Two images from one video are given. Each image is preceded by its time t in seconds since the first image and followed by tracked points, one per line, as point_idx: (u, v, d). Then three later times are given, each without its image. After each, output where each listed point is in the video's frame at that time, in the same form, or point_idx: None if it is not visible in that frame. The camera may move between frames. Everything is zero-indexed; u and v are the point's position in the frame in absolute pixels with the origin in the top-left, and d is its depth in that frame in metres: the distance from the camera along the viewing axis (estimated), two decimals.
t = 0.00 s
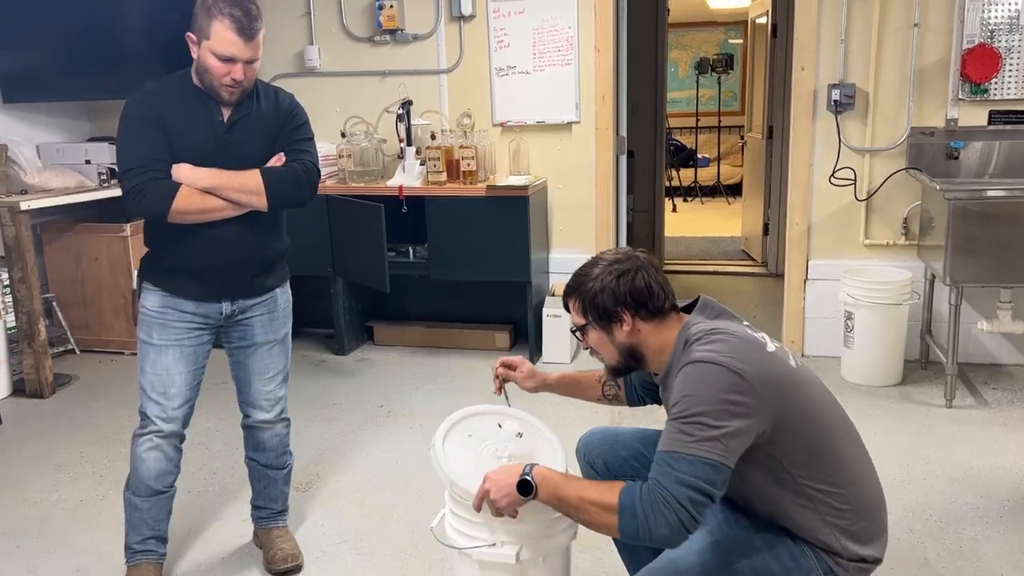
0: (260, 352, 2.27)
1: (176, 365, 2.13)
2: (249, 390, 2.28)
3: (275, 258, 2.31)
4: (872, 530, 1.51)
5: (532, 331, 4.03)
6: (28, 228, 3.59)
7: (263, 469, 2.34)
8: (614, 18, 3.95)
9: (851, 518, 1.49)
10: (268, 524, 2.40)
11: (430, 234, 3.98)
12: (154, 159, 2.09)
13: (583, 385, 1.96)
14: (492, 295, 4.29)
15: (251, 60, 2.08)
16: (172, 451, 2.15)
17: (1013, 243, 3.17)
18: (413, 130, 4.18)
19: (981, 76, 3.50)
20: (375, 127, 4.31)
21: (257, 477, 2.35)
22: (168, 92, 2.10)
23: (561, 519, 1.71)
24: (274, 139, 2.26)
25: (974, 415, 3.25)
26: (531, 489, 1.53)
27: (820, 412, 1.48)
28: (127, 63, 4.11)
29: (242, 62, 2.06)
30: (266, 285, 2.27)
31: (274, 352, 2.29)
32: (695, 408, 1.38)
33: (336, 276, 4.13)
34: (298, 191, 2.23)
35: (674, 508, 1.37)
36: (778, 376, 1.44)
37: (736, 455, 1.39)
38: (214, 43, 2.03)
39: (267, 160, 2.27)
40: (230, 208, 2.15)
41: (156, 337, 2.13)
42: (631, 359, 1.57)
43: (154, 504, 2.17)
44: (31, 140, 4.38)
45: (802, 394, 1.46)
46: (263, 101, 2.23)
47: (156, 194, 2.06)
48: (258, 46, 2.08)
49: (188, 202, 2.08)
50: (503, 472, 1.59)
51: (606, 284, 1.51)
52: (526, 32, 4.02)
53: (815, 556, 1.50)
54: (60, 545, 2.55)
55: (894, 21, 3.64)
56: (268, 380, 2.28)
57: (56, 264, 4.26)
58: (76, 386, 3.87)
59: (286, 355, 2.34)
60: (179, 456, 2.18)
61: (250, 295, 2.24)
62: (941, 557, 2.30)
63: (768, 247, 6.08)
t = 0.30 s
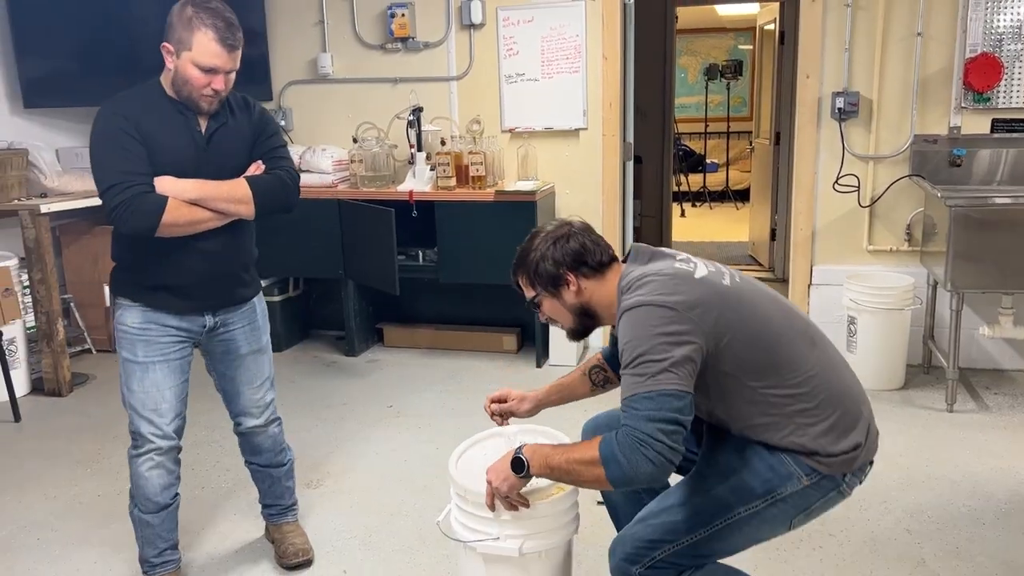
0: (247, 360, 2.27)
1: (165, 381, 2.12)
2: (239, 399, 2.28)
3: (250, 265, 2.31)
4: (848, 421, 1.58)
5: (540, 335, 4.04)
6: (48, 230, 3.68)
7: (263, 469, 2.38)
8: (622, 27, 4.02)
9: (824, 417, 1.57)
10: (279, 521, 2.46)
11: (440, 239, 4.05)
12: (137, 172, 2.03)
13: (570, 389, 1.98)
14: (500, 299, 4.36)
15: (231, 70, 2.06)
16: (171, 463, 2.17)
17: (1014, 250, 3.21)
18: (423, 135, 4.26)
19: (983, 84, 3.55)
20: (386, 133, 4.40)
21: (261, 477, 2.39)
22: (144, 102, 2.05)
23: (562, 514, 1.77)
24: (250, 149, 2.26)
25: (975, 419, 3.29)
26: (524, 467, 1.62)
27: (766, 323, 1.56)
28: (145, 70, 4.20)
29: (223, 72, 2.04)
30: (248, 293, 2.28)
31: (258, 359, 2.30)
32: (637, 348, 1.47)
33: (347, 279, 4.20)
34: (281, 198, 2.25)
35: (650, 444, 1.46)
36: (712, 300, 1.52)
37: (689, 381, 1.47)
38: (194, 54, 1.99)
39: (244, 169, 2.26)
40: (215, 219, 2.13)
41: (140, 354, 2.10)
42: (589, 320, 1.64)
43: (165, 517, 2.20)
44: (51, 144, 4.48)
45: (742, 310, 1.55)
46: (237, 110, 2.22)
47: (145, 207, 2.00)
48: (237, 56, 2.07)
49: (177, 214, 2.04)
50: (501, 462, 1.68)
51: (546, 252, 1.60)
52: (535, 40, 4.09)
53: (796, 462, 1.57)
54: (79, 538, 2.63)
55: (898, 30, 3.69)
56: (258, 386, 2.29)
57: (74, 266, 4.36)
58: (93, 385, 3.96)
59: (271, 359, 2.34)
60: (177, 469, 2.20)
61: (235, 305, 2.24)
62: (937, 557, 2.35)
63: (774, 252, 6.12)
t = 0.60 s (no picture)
0: (228, 358, 2.31)
1: (149, 384, 2.17)
2: (223, 398, 2.32)
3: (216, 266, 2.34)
4: (797, 317, 1.68)
5: (540, 337, 4.11)
6: (61, 232, 3.78)
7: (241, 472, 2.42)
8: (623, 34, 4.09)
9: (775, 318, 1.66)
10: (252, 522, 2.50)
11: (443, 243, 4.12)
12: (106, 178, 2.03)
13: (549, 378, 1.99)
14: (503, 302, 4.43)
15: (196, 74, 2.08)
16: (161, 461, 2.24)
17: (1007, 256, 3.25)
18: (427, 141, 4.34)
19: (979, 92, 3.58)
20: (392, 138, 4.48)
21: (239, 480, 2.42)
22: (110, 109, 2.06)
23: (547, 507, 1.84)
24: (216, 152, 2.28)
25: (968, 422, 3.33)
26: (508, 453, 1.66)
27: (700, 245, 1.64)
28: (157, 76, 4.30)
29: (189, 76, 2.05)
30: (216, 293, 2.31)
31: (240, 355, 2.35)
32: (582, 301, 1.51)
33: (353, 281, 4.28)
34: (250, 199, 2.28)
35: (601, 389, 1.50)
36: (644, 236, 1.58)
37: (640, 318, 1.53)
38: (161, 58, 2.00)
39: (211, 173, 2.28)
40: (188, 223, 2.14)
41: (122, 361, 2.13)
42: (541, 281, 1.68)
43: (162, 512, 2.29)
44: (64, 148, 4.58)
45: (674, 238, 1.61)
46: (200, 114, 2.24)
47: (119, 213, 2.01)
48: (203, 60, 2.08)
49: (151, 219, 2.05)
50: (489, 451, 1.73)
51: (489, 221, 1.63)
52: (538, 48, 4.17)
53: (760, 370, 1.66)
54: (87, 530, 2.72)
55: (895, 38, 3.74)
56: (242, 382, 2.34)
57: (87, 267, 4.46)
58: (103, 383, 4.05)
59: (250, 355, 2.38)
60: (168, 465, 2.27)
61: (206, 305, 2.28)
62: (921, 555, 2.40)
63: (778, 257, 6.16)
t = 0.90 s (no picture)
0: (217, 362, 2.40)
1: (147, 385, 2.25)
2: (212, 400, 2.40)
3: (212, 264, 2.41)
4: (748, 266, 1.75)
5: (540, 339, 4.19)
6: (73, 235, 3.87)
7: (225, 473, 2.49)
8: (622, 43, 4.16)
9: (727, 273, 1.74)
10: (235, 525, 2.55)
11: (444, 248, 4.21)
12: (104, 180, 2.11)
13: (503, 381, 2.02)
14: (504, 305, 4.51)
15: (187, 77, 2.16)
16: (160, 456, 2.33)
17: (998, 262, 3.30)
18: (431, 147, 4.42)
19: (973, 100, 3.63)
20: (395, 144, 4.57)
21: (222, 482, 2.49)
22: (107, 115, 2.14)
23: (532, 501, 1.91)
24: (210, 153, 2.37)
25: (960, 426, 3.37)
26: (456, 449, 1.76)
27: (646, 213, 1.71)
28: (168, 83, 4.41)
29: (181, 80, 2.14)
30: (212, 294, 2.38)
31: (227, 359, 2.44)
32: (531, 287, 1.59)
33: (357, 284, 4.36)
34: (245, 198, 2.36)
35: (536, 368, 1.61)
36: (592, 213, 1.65)
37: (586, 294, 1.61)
38: (154, 63, 2.09)
39: (206, 174, 2.36)
40: (184, 224, 2.22)
41: (122, 364, 2.22)
42: (504, 266, 1.75)
43: (163, 504, 2.37)
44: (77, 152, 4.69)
45: (620, 210, 1.68)
46: (193, 117, 2.33)
47: (117, 215, 2.09)
48: (194, 64, 2.17)
49: (148, 221, 2.13)
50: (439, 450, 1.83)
51: (450, 211, 1.69)
52: (539, 56, 4.24)
53: (728, 324, 1.75)
54: (95, 524, 2.81)
55: (890, 47, 3.80)
56: (227, 386, 2.43)
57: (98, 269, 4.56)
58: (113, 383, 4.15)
59: (236, 360, 2.47)
60: (168, 460, 2.36)
61: (201, 309, 2.36)
62: (904, 554, 2.45)
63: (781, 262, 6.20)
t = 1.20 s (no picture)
0: (224, 364, 2.45)
1: (156, 387, 2.30)
2: (219, 401, 2.45)
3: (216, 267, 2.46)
4: (717, 253, 1.79)
5: (545, 343, 4.22)
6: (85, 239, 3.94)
7: (232, 473, 2.53)
8: (627, 50, 4.20)
9: (694, 259, 1.77)
10: (242, 524, 2.59)
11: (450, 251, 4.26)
12: (111, 184, 2.16)
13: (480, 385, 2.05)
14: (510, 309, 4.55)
15: (194, 86, 2.22)
16: (168, 456, 2.38)
17: (999, 268, 3.31)
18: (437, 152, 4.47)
19: (975, 106, 3.65)
20: (403, 149, 4.62)
21: (231, 482, 2.54)
22: (116, 121, 2.19)
23: (530, 500, 1.95)
24: (214, 159, 2.42)
25: (962, 430, 3.38)
26: (445, 457, 1.84)
27: (612, 204, 1.75)
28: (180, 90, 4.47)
29: (188, 87, 2.20)
30: (218, 297, 2.43)
31: (234, 361, 2.49)
32: (496, 283, 1.64)
33: (364, 288, 4.41)
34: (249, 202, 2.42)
35: (499, 358, 1.68)
36: (557, 208, 1.69)
37: (549, 288, 1.66)
38: (162, 70, 2.14)
39: (212, 179, 2.41)
40: (190, 226, 2.27)
41: (131, 366, 2.27)
42: (479, 260, 1.80)
43: (171, 503, 2.42)
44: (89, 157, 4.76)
45: (587, 205, 1.72)
46: (197, 123, 2.38)
47: (126, 218, 2.13)
48: (202, 72, 2.23)
49: (156, 223, 2.18)
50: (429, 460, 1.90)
51: (424, 208, 1.74)
52: (545, 62, 4.29)
53: (704, 311, 1.79)
54: (104, 522, 2.86)
55: (894, 53, 3.82)
56: (234, 387, 2.47)
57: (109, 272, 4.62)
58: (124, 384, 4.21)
59: (242, 362, 2.52)
60: (175, 460, 2.41)
61: (209, 313, 2.41)
62: (901, 557, 2.47)
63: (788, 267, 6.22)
